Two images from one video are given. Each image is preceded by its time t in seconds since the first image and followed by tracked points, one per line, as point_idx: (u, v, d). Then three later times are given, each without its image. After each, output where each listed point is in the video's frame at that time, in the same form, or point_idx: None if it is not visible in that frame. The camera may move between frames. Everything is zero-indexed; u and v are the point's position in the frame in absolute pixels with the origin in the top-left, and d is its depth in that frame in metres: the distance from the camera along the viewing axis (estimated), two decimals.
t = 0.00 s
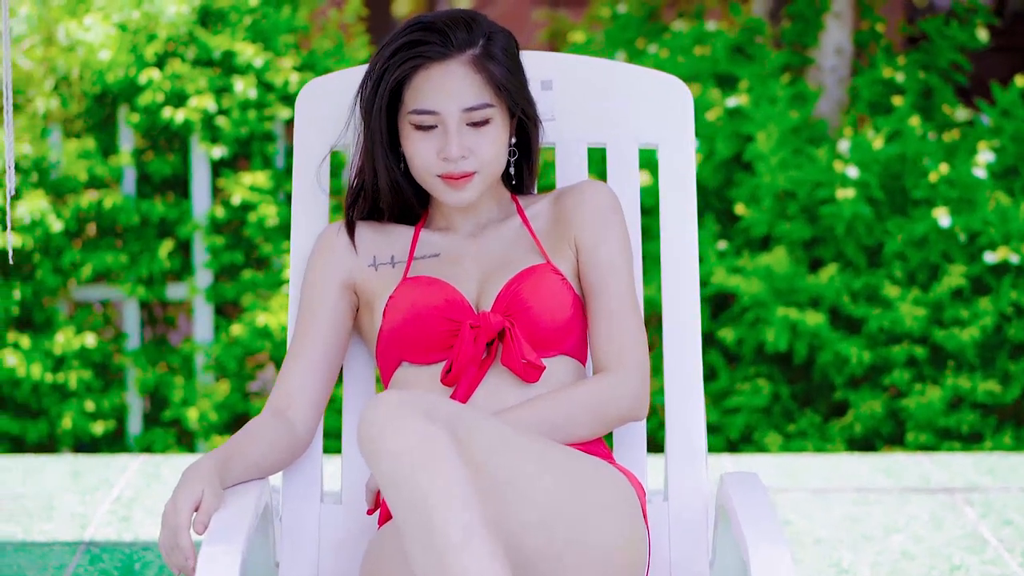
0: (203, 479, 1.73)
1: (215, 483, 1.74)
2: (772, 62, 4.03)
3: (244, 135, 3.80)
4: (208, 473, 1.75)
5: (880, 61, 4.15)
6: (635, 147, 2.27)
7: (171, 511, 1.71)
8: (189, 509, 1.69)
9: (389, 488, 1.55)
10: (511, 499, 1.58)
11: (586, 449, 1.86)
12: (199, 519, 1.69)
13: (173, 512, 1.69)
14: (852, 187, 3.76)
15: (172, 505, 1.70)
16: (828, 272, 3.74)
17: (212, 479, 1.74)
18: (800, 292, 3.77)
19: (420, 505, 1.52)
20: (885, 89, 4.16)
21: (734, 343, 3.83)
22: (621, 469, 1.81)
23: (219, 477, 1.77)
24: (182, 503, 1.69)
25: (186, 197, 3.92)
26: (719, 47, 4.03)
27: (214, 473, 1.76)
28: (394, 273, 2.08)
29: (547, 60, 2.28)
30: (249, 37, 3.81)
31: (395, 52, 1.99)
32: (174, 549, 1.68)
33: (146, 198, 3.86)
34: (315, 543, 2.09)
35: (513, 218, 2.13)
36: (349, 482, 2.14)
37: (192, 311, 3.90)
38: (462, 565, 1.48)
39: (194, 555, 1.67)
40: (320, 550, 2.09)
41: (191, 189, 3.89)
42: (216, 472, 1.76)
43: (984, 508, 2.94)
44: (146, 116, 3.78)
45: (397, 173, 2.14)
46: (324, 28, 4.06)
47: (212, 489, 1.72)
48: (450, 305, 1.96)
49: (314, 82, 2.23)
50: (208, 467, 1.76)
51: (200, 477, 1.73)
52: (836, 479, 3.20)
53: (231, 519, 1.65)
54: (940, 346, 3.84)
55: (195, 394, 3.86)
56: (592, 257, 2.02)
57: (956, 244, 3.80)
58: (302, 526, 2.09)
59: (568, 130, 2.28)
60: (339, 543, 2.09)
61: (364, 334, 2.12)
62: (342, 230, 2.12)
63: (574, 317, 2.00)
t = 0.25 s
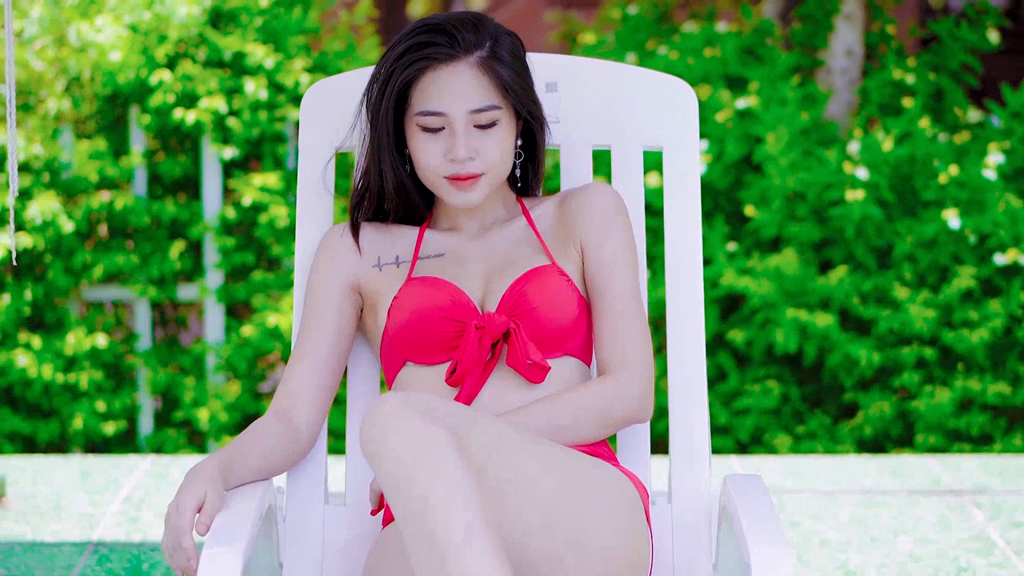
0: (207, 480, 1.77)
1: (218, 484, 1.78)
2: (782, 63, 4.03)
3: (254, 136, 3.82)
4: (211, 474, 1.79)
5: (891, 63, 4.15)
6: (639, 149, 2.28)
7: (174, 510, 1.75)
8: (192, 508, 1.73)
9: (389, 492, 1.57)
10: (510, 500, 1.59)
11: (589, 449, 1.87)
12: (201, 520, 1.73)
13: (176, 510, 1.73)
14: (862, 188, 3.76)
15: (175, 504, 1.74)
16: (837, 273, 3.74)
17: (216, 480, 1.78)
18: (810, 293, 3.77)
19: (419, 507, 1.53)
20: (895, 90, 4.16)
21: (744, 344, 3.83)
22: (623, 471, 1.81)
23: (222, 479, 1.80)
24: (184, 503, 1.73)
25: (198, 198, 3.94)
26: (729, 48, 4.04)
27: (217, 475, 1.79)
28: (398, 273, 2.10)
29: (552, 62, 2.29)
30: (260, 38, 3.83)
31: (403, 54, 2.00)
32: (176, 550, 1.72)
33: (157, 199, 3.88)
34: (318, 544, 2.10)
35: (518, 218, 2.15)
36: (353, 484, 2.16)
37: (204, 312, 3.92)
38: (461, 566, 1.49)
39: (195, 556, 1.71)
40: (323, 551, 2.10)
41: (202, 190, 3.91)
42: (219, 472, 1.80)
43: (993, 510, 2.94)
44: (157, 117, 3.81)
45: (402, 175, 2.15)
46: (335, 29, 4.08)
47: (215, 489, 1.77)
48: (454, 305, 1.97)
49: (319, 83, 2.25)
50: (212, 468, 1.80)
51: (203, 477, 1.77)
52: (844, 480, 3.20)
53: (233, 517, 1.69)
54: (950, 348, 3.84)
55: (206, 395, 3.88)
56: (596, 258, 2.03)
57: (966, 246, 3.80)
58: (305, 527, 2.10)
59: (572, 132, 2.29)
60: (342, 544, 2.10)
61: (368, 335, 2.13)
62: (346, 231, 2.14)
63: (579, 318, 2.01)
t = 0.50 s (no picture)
0: (207, 482, 1.78)
1: (218, 487, 1.79)
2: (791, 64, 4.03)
3: (264, 137, 3.83)
4: (212, 476, 1.80)
5: (901, 64, 4.15)
6: (642, 151, 2.29)
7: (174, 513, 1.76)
8: (192, 511, 1.74)
9: (390, 494, 1.58)
10: (509, 502, 1.60)
11: (590, 450, 1.87)
12: (202, 522, 1.74)
13: (177, 512, 1.74)
14: (871, 189, 3.75)
15: (176, 506, 1.75)
16: (846, 275, 3.74)
17: (216, 483, 1.79)
18: (819, 294, 3.77)
19: (420, 508, 1.54)
20: (905, 91, 4.16)
21: (753, 346, 3.83)
22: (625, 474, 1.82)
23: (222, 481, 1.81)
24: (185, 505, 1.74)
25: (208, 199, 3.96)
26: (739, 50, 4.04)
27: (218, 477, 1.80)
28: (401, 274, 2.11)
29: (555, 65, 2.30)
30: (270, 39, 3.85)
31: (409, 56, 2.01)
32: (177, 552, 1.73)
33: (167, 200, 3.90)
34: (319, 544, 2.11)
35: (522, 220, 2.15)
36: (355, 485, 2.17)
37: (214, 312, 3.93)
38: (462, 566, 1.49)
39: (196, 558, 1.72)
40: (324, 552, 2.11)
41: (212, 191, 3.92)
42: (218, 474, 1.81)
43: (999, 512, 2.93)
44: (167, 118, 3.82)
45: (407, 178, 2.16)
46: (345, 31, 4.09)
47: (215, 491, 1.78)
48: (457, 306, 1.98)
49: (324, 86, 2.26)
50: (213, 470, 1.81)
51: (203, 479, 1.78)
52: (851, 482, 3.20)
53: (233, 519, 1.70)
54: (959, 350, 3.83)
55: (216, 395, 3.89)
56: (599, 259, 2.04)
57: (976, 247, 3.80)
58: (307, 528, 2.11)
59: (575, 135, 2.30)
60: (343, 545, 2.12)
61: (371, 337, 2.14)
62: (349, 233, 2.15)
63: (581, 319, 2.01)
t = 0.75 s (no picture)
0: (206, 483, 1.78)
1: (217, 488, 1.79)
2: (799, 65, 4.03)
3: (272, 138, 3.84)
4: (211, 477, 1.80)
5: (909, 65, 4.14)
6: (643, 152, 2.29)
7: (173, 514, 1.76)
8: (191, 511, 1.75)
9: (389, 495, 1.58)
10: (507, 504, 1.61)
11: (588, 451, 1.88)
12: (201, 523, 1.74)
13: (175, 512, 1.75)
14: (878, 191, 3.75)
15: (175, 507, 1.75)
16: (853, 276, 3.74)
17: (215, 484, 1.80)
18: (826, 295, 3.77)
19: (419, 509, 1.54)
20: (913, 92, 4.16)
21: (760, 347, 3.83)
22: (624, 475, 1.82)
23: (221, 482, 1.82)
24: (184, 506, 1.75)
25: (216, 199, 3.97)
26: (746, 51, 4.04)
27: (217, 478, 1.81)
28: (402, 273, 2.11)
29: (557, 66, 2.31)
30: (278, 40, 3.86)
31: (414, 57, 2.01)
32: (176, 552, 1.73)
33: (176, 201, 3.91)
34: (319, 545, 2.12)
35: (523, 221, 2.16)
36: (355, 485, 2.18)
37: (222, 313, 3.94)
38: (461, 567, 1.50)
39: (194, 558, 1.72)
40: (324, 552, 2.12)
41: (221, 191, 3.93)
42: (217, 475, 1.82)
43: (1005, 514, 2.93)
44: (176, 119, 3.83)
45: (409, 179, 2.16)
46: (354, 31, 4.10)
47: (214, 492, 1.78)
48: (458, 307, 1.98)
49: (327, 86, 2.27)
50: (212, 471, 1.81)
51: (201, 480, 1.79)
52: (857, 483, 3.20)
53: (231, 519, 1.70)
54: (966, 351, 3.83)
55: (223, 396, 3.91)
56: (600, 261, 2.04)
57: (983, 248, 3.79)
58: (307, 528, 2.12)
59: (577, 136, 2.31)
60: (343, 545, 2.13)
61: (372, 337, 2.15)
62: (350, 234, 2.16)
63: (581, 320, 2.02)
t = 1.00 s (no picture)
0: (203, 484, 1.79)
1: (215, 489, 1.80)
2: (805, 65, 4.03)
3: (279, 138, 3.85)
4: (209, 478, 1.81)
5: (916, 66, 4.14)
6: (643, 153, 2.30)
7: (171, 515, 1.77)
8: (188, 513, 1.75)
9: (386, 494, 1.59)
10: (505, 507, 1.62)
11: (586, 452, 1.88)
12: (198, 523, 1.75)
13: (173, 513, 1.76)
14: (884, 191, 3.76)
15: (172, 508, 1.76)
16: (859, 277, 3.74)
17: (213, 485, 1.80)
18: (832, 296, 3.77)
19: (415, 509, 1.55)
20: (920, 93, 4.16)
21: (766, 348, 3.83)
22: (623, 477, 1.83)
23: (219, 483, 1.82)
24: (181, 507, 1.75)
25: (223, 199, 3.98)
26: (753, 51, 4.05)
27: (215, 479, 1.81)
28: (402, 273, 2.12)
29: (557, 67, 2.32)
30: (285, 41, 3.87)
31: (416, 58, 2.02)
32: (173, 553, 1.74)
33: (183, 201, 3.92)
34: (319, 545, 2.13)
35: (523, 223, 2.17)
36: (354, 485, 2.18)
37: (229, 313, 3.95)
38: (456, 567, 1.51)
39: (192, 559, 1.73)
40: (324, 553, 2.13)
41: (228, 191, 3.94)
42: (215, 476, 1.82)
43: (1009, 515, 2.93)
44: (183, 119, 3.85)
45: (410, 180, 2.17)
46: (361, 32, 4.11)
47: (212, 493, 1.79)
48: (458, 307, 1.99)
49: (329, 87, 2.28)
50: (210, 472, 1.82)
51: (198, 481, 1.79)
52: (861, 484, 3.20)
53: (228, 520, 1.71)
54: (972, 352, 3.83)
55: (231, 396, 3.91)
56: (601, 263, 2.05)
57: (989, 249, 3.79)
58: (306, 529, 2.13)
59: (577, 137, 2.32)
60: (342, 545, 2.13)
61: (371, 337, 2.16)
62: (350, 235, 2.16)
63: (581, 320, 2.03)
